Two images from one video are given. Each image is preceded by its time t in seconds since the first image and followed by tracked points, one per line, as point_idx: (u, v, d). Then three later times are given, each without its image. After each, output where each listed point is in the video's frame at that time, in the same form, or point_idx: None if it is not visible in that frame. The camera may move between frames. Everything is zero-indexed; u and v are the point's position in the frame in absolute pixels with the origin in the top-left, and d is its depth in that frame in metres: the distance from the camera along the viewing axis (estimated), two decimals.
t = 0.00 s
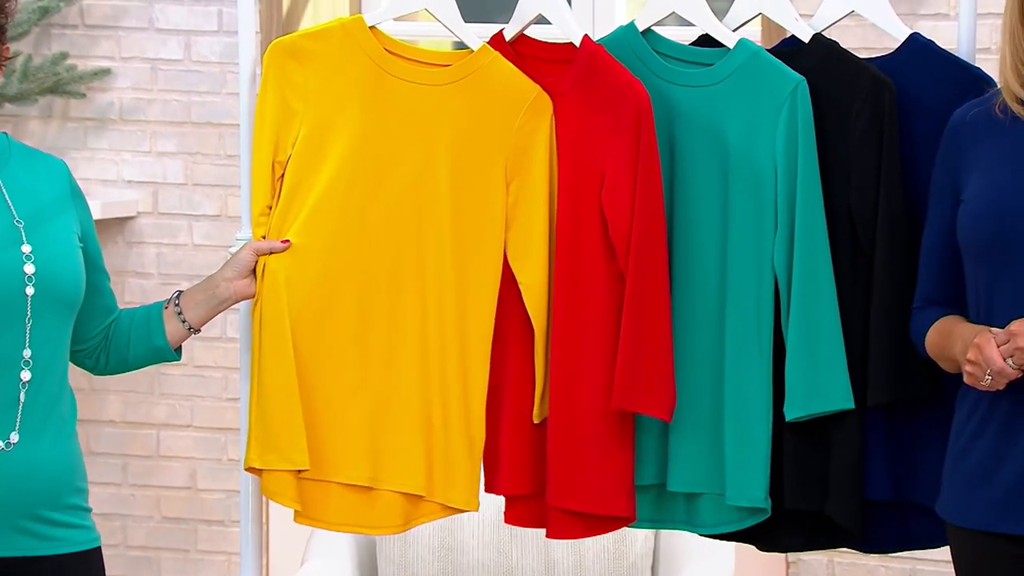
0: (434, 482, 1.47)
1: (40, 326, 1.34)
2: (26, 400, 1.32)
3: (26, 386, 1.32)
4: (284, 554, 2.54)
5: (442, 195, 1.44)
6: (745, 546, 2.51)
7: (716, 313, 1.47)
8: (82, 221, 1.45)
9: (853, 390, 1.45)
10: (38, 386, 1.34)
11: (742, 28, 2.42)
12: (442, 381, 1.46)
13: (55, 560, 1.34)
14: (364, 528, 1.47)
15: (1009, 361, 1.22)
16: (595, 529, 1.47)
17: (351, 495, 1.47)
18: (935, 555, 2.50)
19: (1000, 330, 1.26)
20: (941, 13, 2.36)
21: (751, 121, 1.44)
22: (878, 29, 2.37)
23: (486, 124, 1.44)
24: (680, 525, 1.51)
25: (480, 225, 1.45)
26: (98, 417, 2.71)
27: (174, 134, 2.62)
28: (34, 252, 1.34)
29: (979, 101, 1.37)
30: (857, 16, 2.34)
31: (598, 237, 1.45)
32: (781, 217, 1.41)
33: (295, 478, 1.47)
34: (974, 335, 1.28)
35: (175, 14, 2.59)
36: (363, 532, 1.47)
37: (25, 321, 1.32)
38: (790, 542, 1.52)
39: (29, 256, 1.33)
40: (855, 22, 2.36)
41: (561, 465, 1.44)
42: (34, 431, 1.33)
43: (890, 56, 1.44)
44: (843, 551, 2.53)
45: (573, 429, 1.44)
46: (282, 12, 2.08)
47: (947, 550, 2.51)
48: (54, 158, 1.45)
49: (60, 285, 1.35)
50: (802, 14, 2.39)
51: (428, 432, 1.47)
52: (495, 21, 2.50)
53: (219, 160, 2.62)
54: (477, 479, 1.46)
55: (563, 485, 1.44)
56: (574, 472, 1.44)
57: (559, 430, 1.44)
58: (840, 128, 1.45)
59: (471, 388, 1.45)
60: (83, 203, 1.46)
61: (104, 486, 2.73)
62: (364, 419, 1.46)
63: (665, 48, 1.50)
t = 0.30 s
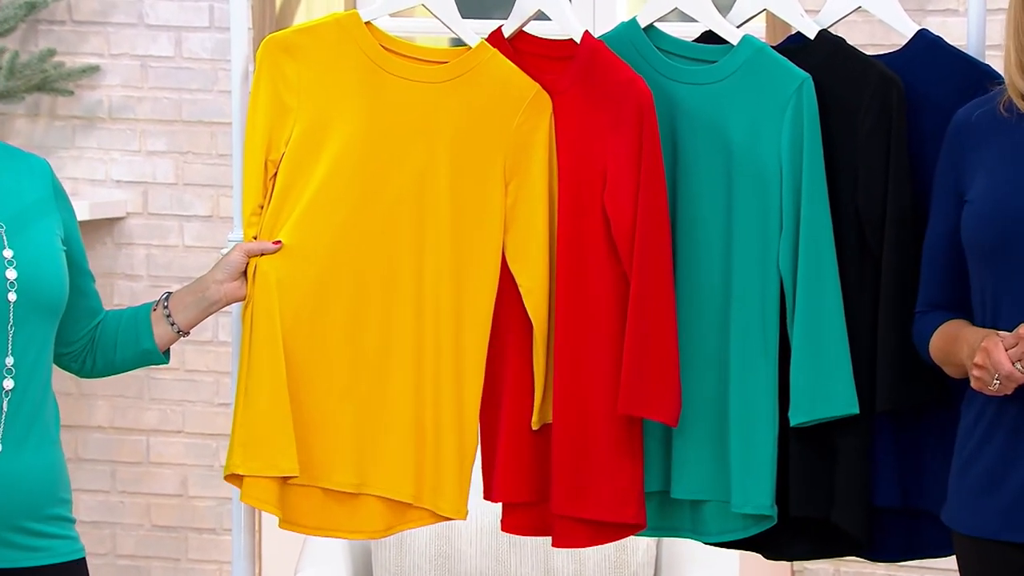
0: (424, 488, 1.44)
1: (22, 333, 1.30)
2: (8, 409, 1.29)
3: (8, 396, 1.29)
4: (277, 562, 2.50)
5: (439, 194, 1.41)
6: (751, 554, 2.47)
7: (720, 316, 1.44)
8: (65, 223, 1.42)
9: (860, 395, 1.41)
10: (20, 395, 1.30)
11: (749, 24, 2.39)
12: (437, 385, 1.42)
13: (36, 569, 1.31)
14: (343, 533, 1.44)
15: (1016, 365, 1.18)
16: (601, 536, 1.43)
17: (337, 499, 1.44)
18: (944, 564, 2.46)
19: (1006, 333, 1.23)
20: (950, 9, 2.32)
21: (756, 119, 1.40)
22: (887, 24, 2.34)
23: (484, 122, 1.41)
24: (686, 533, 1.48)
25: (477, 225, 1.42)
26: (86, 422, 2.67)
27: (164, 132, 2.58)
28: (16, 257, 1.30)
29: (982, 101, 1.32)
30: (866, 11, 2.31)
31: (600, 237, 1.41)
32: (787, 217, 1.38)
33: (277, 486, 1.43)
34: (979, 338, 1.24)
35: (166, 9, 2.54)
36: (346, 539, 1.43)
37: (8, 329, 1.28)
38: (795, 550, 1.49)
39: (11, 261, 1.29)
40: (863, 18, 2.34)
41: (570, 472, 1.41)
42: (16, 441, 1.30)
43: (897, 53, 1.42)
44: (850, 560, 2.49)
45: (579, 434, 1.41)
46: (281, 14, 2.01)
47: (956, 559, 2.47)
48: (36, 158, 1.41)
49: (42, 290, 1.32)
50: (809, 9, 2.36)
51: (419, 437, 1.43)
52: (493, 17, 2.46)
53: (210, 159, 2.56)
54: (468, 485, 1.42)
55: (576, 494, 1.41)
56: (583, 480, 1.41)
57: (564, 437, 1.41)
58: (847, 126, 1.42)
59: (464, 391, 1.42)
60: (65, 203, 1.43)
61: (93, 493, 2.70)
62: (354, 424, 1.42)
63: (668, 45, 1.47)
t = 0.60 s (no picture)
0: (426, 497, 1.39)
1: (6, 338, 1.26)
2: None
3: None
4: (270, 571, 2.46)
5: (437, 194, 1.37)
6: (758, 562, 2.45)
7: (725, 318, 1.40)
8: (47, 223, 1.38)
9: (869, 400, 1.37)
10: (4, 401, 1.26)
11: (755, 18, 2.36)
12: (437, 390, 1.38)
13: None
14: (345, 545, 1.39)
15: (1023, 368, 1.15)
16: (604, 545, 1.39)
17: (336, 508, 1.40)
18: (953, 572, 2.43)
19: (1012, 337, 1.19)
20: (962, 3, 2.30)
21: (763, 115, 1.36)
22: (896, 19, 2.31)
23: (482, 119, 1.36)
24: (689, 541, 1.45)
25: (476, 225, 1.38)
26: (73, 429, 2.63)
27: (153, 130, 2.53)
28: None
29: (989, 99, 1.28)
30: (875, 5, 2.27)
31: (603, 237, 1.37)
32: (794, 217, 1.33)
33: (275, 492, 1.38)
34: (984, 342, 1.20)
35: (155, 4, 2.50)
36: (347, 550, 1.39)
37: None
38: (801, 561, 1.45)
39: None
40: (873, 12, 2.29)
41: (572, 479, 1.37)
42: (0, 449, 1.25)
43: (906, 48, 1.38)
44: (859, 569, 2.46)
45: (581, 439, 1.37)
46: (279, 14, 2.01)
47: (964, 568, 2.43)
48: (17, 156, 1.37)
49: (25, 294, 1.28)
50: (817, 3, 2.32)
51: (419, 443, 1.39)
52: (491, 12, 2.42)
53: (200, 157, 2.53)
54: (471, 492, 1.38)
55: (580, 502, 1.37)
56: (586, 488, 1.37)
57: (565, 443, 1.37)
58: (855, 123, 1.38)
59: (465, 396, 1.38)
60: (46, 203, 1.40)
61: (79, 501, 2.65)
62: (350, 430, 1.38)
63: (671, 40, 1.43)
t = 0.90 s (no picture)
0: (429, 504, 1.36)
1: None
2: None
3: None
4: None
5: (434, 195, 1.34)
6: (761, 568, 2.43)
7: (728, 322, 1.37)
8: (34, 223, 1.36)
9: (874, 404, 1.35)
10: None
11: (759, 17, 2.35)
12: (438, 394, 1.35)
13: None
14: (346, 553, 1.36)
15: None
16: (602, 553, 1.36)
17: (336, 516, 1.37)
18: None
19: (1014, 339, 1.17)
20: None
21: (767, 115, 1.34)
22: (903, 16, 2.29)
23: (481, 118, 1.34)
24: (691, 549, 1.42)
25: (475, 226, 1.35)
26: (64, 434, 2.60)
27: (146, 129, 2.50)
28: None
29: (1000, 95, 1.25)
30: (881, 3, 2.25)
31: (603, 238, 1.35)
32: (799, 218, 1.31)
33: (271, 498, 1.36)
34: (985, 343, 1.18)
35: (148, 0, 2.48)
36: (351, 558, 1.36)
37: None
38: (805, 568, 1.43)
39: None
40: (879, 9, 2.30)
41: (567, 484, 1.34)
42: None
43: (913, 46, 1.35)
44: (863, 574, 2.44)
45: (578, 443, 1.35)
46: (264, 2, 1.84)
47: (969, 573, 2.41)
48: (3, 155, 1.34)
49: (15, 297, 1.25)
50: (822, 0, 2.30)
51: (421, 448, 1.36)
52: (489, 8, 2.40)
53: (194, 157, 2.50)
54: (471, 497, 1.35)
55: (574, 508, 1.34)
56: (582, 493, 1.34)
57: (562, 447, 1.34)
58: (860, 122, 1.35)
59: (465, 399, 1.36)
60: (33, 202, 1.37)
61: (71, 507, 2.62)
62: (347, 436, 1.36)
63: (673, 37, 1.41)
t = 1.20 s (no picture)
0: (412, 504, 1.37)
1: None
2: None
3: None
4: None
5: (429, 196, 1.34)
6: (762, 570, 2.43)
7: (728, 325, 1.37)
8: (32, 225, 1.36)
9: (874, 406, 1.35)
10: None
11: (759, 19, 2.35)
12: (427, 396, 1.36)
13: None
14: (326, 550, 1.36)
15: (1014, 376, 1.13)
16: (601, 556, 1.36)
17: (318, 514, 1.37)
18: None
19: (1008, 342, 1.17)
20: (971, 2, 2.31)
21: (767, 116, 1.33)
22: (903, 19, 2.30)
23: (478, 120, 1.34)
24: (690, 551, 1.42)
25: (468, 228, 1.35)
26: (63, 436, 2.59)
27: (146, 131, 2.50)
28: None
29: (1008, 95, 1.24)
30: (882, 5, 2.26)
31: (603, 240, 1.35)
32: (799, 220, 1.31)
33: (259, 495, 1.34)
34: (981, 345, 1.19)
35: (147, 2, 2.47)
36: (328, 555, 1.36)
37: None
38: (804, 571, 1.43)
39: None
40: (879, 11, 2.29)
41: (567, 486, 1.34)
42: None
43: (913, 49, 1.35)
44: None
45: (579, 445, 1.34)
46: (264, 2, 1.89)
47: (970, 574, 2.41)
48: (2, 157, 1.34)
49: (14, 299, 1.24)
50: (822, 2, 2.30)
51: (409, 449, 1.37)
52: (489, 10, 2.40)
53: (194, 159, 2.50)
54: (458, 500, 1.36)
55: (573, 509, 1.34)
56: (582, 495, 1.34)
57: (562, 448, 1.34)
58: (859, 124, 1.35)
59: (460, 402, 1.36)
60: (31, 205, 1.37)
61: (70, 510, 2.61)
62: (336, 436, 1.35)
63: (673, 39, 1.41)
